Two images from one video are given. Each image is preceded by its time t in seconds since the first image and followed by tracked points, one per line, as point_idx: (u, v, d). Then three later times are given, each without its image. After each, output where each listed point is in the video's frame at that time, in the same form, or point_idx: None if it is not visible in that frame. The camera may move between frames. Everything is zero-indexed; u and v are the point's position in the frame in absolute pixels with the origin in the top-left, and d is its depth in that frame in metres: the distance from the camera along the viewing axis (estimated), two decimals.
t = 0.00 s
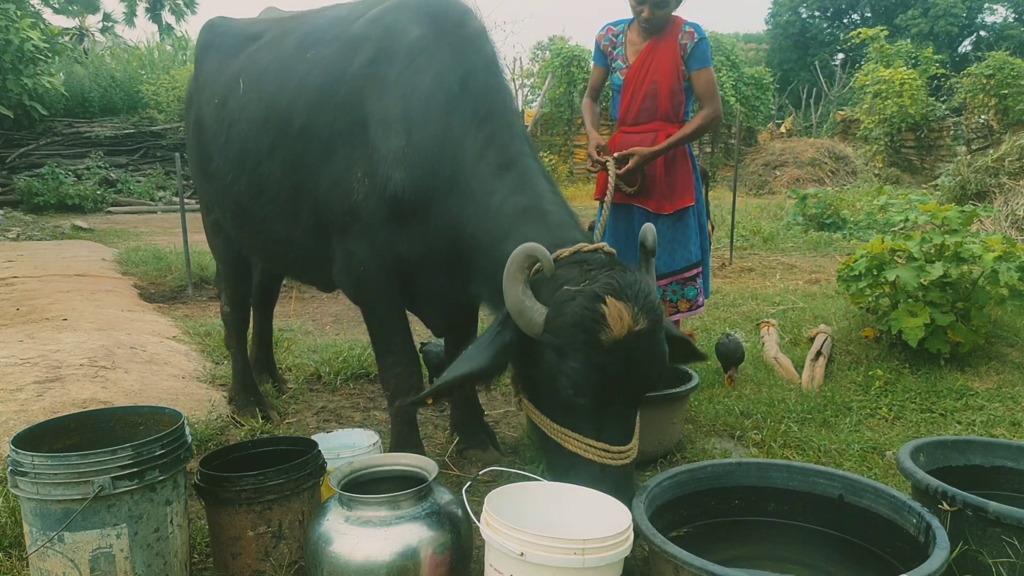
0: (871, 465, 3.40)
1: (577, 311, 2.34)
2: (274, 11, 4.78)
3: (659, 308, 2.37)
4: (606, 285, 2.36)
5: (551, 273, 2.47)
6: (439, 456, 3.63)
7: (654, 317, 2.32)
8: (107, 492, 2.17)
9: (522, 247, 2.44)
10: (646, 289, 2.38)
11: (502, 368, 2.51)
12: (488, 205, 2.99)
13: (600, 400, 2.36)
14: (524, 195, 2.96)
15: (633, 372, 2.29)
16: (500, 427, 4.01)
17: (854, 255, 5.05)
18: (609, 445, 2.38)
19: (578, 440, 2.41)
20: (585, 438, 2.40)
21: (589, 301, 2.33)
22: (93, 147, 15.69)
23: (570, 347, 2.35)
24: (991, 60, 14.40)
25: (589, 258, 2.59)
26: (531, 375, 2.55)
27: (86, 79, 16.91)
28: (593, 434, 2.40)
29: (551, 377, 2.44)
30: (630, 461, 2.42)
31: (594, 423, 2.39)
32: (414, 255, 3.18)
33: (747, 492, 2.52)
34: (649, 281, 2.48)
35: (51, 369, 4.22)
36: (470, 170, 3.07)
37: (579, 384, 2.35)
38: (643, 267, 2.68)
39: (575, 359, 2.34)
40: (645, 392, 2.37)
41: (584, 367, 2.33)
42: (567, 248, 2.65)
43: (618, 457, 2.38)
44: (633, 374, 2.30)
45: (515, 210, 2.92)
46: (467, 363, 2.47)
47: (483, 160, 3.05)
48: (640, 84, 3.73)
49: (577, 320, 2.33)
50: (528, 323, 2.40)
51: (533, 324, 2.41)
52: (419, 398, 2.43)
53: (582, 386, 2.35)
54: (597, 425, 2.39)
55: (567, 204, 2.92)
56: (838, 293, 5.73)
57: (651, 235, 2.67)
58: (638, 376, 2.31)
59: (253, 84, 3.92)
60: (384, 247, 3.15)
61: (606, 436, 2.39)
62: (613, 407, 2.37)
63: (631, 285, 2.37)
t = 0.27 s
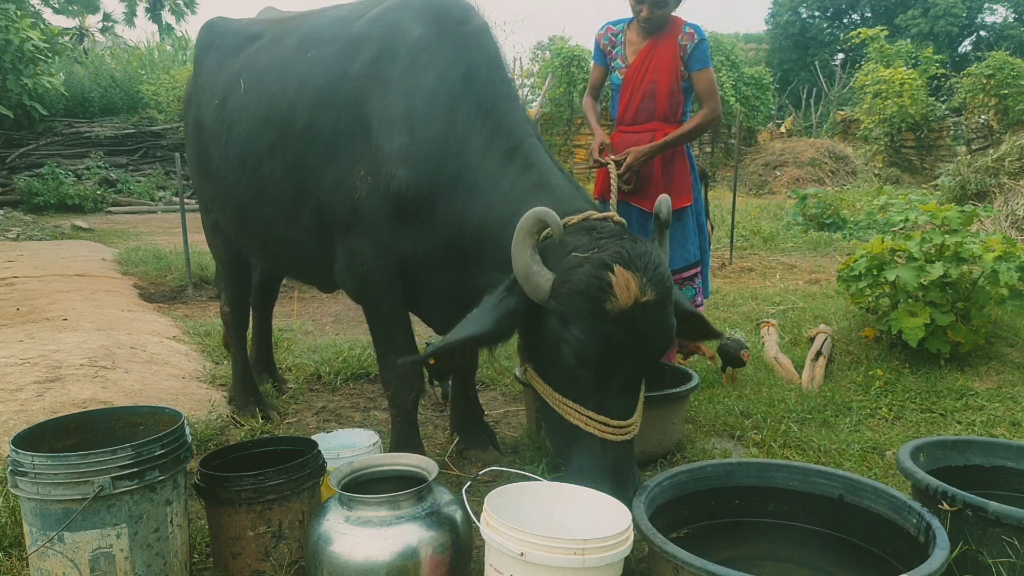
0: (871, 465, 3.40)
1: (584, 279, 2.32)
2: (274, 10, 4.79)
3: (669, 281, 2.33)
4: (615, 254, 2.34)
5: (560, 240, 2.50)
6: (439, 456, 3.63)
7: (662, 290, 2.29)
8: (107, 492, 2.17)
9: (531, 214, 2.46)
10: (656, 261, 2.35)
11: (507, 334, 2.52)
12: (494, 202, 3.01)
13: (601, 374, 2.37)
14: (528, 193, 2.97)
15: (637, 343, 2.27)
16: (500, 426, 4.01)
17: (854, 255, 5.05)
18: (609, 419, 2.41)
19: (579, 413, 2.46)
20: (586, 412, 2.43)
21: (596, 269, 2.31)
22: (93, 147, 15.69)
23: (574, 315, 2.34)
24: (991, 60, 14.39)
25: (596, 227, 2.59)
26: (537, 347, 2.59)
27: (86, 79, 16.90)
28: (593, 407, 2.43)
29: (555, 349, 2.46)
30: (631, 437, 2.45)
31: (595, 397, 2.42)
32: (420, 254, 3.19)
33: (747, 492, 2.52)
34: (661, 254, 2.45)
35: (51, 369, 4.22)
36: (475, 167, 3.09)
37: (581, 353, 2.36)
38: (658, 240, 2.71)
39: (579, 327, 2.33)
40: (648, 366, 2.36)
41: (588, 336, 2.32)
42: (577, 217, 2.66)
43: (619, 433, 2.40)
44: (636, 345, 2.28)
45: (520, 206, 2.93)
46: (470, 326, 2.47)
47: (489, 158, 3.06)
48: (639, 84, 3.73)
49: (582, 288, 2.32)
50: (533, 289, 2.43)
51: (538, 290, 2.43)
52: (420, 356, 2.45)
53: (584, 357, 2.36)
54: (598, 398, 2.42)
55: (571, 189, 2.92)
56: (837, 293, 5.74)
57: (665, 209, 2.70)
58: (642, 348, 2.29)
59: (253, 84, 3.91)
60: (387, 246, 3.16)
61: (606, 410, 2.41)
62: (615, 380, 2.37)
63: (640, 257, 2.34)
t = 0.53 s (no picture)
0: (871, 465, 3.40)
1: (580, 272, 2.30)
2: (274, 11, 4.79)
3: (667, 278, 2.30)
4: (612, 249, 2.31)
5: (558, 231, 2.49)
6: (439, 456, 3.63)
7: (659, 286, 2.26)
8: (107, 492, 2.17)
9: (530, 204, 2.45)
10: (655, 257, 2.32)
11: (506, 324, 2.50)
12: (496, 201, 3.01)
13: (595, 367, 2.36)
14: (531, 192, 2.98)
15: (631, 339, 2.25)
16: (500, 426, 4.01)
17: (854, 255, 5.05)
18: (603, 412, 2.41)
19: (572, 405, 2.46)
20: (580, 404, 2.43)
21: (593, 263, 2.29)
22: (94, 147, 15.69)
23: (569, 308, 2.32)
24: (991, 60, 14.39)
25: (595, 219, 2.60)
26: (533, 338, 2.58)
27: (87, 79, 16.91)
28: (586, 399, 2.43)
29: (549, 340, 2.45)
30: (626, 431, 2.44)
31: (588, 389, 2.41)
32: (422, 254, 3.20)
33: (746, 492, 2.52)
34: (662, 250, 2.42)
35: (51, 369, 4.22)
36: (477, 167, 3.09)
37: (574, 346, 2.35)
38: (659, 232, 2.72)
39: (573, 321, 2.31)
40: (643, 362, 2.34)
41: (582, 330, 2.30)
42: (578, 209, 2.64)
43: (611, 426, 2.40)
44: (630, 341, 2.26)
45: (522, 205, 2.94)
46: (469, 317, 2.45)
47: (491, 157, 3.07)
48: (638, 83, 3.72)
49: (579, 281, 2.29)
50: (530, 280, 2.42)
51: (535, 280, 2.41)
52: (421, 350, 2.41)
53: (577, 350, 2.35)
54: (592, 391, 2.42)
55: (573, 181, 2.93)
56: (837, 293, 5.74)
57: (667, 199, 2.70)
58: (637, 344, 2.27)
59: (254, 85, 3.91)
60: (390, 246, 3.15)
61: (599, 403, 2.41)
62: (609, 374, 2.36)
63: (638, 252, 2.31)
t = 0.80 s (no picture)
0: (871, 465, 3.40)
1: (580, 241, 2.32)
2: (273, 11, 4.79)
3: (669, 245, 2.32)
4: (611, 218, 2.35)
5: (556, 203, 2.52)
6: (439, 456, 3.63)
7: (660, 253, 2.28)
8: (107, 492, 2.17)
9: (528, 177, 2.49)
10: (655, 225, 2.35)
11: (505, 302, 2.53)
12: (498, 200, 3.01)
13: (598, 341, 2.36)
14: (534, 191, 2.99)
15: (634, 309, 2.25)
16: (499, 426, 4.01)
17: (854, 255, 5.05)
18: (608, 388, 2.40)
19: (578, 384, 2.46)
20: (586, 381, 2.43)
21: (593, 233, 2.31)
22: (94, 147, 15.69)
23: (571, 279, 2.33)
24: (991, 59, 14.38)
25: (594, 192, 2.64)
26: (536, 316, 2.58)
27: (86, 79, 16.90)
28: (592, 376, 2.43)
29: (552, 316, 2.45)
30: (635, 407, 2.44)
31: (594, 365, 2.41)
32: (425, 254, 3.20)
33: (747, 492, 2.52)
34: (661, 219, 2.45)
35: (51, 369, 4.22)
36: (480, 166, 3.09)
37: (578, 321, 2.34)
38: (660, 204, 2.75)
39: (575, 292, 2.32)
40: (646, 334, 2.34)
41: (584, 301, 2.30)
42: (576, 183, 2.68)
43: (619, 402, 2.40)
44: (633, 311, 2.26)
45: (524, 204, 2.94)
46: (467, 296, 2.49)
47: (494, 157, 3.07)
48: (637, 83, 3.72)
49: (579, 250, 2.31)
50: (530, 253, 2.44)
51: (535, 254, 2.44)
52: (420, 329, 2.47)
53: (580, 323, 2.34)
54: (597, 367, 2.41)
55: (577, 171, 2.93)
56: (837, 293, 5.74)
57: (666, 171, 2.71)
58: (640, 315, 2.27)
59: (254, 85, 3.91)
60: (392, 246, 3.15)
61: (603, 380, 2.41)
62: (613, 348, 2.36)
63: (638, 220, 2.34)
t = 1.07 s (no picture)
0: (871, 465, 3.40)
1: (589, 196, 2.36)
2: (274, 11, 4.79)
3: (676, 198, 2.37)
4: (618, 174, 2.39)
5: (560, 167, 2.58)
6: (439, 456, 3.63)
7: (669, 207, 2.31)
8: (107, 492, 2.17)
9: (532, 146, 2.55)
10: (661, 179, 2.40)
11: (507, 271, 2.53)
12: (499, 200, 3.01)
13: (614, 301, 2.35)
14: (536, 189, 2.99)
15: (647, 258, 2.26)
16: (500, 426, 4.01)
17: (854, 255, 5.05)
18: (626, 352, 2.39)
19: (594, 351, 2.44)
20: (603, 348, 2.41)
21: (601, 189, 2.35)
22: (94, 147, 15.69)
23: (582, 235, 2.35)
24: (991, 60, 14.37)
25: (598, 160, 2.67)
26: (547, 293, 2.58)
27: (86, 79, 16.89)
28: (608, 343, 2.41)
29: (564, 285, 2.44)
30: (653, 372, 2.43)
31: (610, 329, 2.40)
32: (426, 253, 3.20)
33: (746, 491, 2.52)
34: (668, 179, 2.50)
35: (51, 369, 4.22)
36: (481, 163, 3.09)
37: (591, 281, 2.33)
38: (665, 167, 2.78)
39: (587, 249, 2.32)
40: (661, 290, 2.34)
41: (597, 256, 2.30)
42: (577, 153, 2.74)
43: (638, 364, 2.38)
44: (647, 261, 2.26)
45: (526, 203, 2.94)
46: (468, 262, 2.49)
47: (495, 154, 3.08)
48: (638, 83, 3.72)
49: (589, 204, 2.34)
50: (536, 218, 2.46)
51: (542, 215, 2.46)
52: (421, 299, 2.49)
53: (594, 284, 2.33)
54: (613, 332, 2.40)
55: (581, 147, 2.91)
56: (837, 293, 5.74)
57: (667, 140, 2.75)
58: (655, 265, 2.28)
59: (254, 86, 3.90)
60: (394, 246, 3.15)
61: (619, 346, 2.40)
62: (628, 308, 2.35)
63: (646, 176, 2.38)
